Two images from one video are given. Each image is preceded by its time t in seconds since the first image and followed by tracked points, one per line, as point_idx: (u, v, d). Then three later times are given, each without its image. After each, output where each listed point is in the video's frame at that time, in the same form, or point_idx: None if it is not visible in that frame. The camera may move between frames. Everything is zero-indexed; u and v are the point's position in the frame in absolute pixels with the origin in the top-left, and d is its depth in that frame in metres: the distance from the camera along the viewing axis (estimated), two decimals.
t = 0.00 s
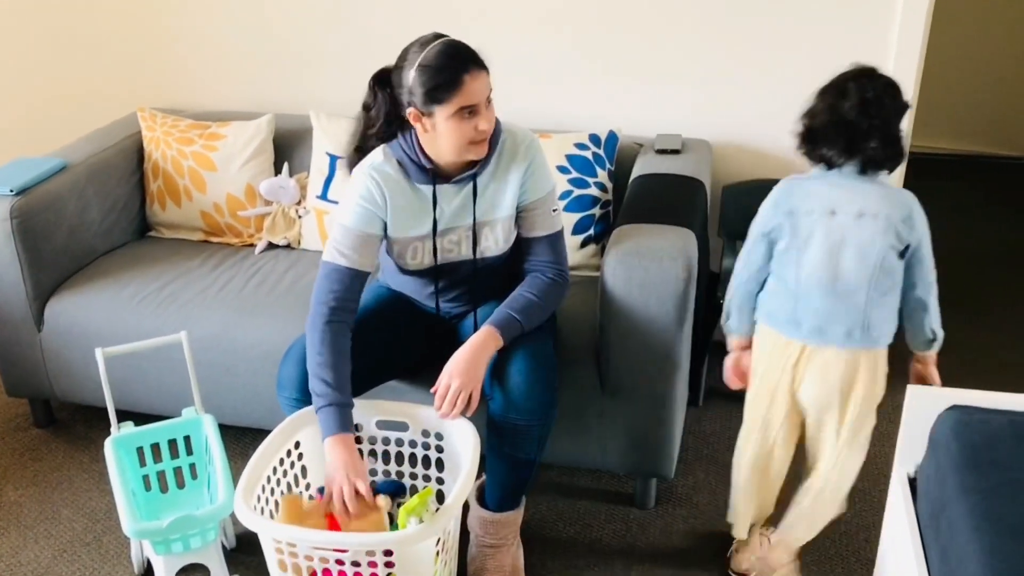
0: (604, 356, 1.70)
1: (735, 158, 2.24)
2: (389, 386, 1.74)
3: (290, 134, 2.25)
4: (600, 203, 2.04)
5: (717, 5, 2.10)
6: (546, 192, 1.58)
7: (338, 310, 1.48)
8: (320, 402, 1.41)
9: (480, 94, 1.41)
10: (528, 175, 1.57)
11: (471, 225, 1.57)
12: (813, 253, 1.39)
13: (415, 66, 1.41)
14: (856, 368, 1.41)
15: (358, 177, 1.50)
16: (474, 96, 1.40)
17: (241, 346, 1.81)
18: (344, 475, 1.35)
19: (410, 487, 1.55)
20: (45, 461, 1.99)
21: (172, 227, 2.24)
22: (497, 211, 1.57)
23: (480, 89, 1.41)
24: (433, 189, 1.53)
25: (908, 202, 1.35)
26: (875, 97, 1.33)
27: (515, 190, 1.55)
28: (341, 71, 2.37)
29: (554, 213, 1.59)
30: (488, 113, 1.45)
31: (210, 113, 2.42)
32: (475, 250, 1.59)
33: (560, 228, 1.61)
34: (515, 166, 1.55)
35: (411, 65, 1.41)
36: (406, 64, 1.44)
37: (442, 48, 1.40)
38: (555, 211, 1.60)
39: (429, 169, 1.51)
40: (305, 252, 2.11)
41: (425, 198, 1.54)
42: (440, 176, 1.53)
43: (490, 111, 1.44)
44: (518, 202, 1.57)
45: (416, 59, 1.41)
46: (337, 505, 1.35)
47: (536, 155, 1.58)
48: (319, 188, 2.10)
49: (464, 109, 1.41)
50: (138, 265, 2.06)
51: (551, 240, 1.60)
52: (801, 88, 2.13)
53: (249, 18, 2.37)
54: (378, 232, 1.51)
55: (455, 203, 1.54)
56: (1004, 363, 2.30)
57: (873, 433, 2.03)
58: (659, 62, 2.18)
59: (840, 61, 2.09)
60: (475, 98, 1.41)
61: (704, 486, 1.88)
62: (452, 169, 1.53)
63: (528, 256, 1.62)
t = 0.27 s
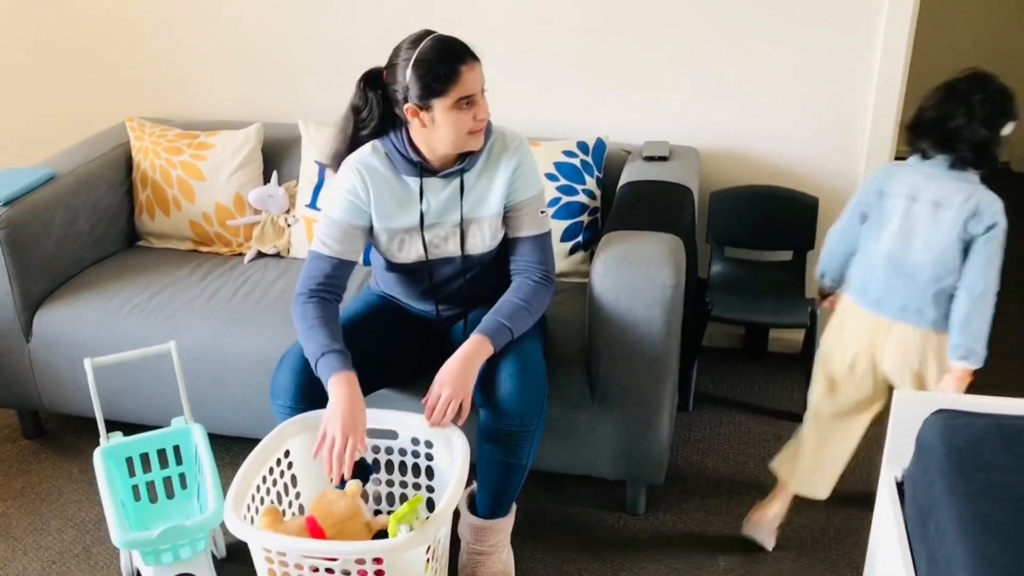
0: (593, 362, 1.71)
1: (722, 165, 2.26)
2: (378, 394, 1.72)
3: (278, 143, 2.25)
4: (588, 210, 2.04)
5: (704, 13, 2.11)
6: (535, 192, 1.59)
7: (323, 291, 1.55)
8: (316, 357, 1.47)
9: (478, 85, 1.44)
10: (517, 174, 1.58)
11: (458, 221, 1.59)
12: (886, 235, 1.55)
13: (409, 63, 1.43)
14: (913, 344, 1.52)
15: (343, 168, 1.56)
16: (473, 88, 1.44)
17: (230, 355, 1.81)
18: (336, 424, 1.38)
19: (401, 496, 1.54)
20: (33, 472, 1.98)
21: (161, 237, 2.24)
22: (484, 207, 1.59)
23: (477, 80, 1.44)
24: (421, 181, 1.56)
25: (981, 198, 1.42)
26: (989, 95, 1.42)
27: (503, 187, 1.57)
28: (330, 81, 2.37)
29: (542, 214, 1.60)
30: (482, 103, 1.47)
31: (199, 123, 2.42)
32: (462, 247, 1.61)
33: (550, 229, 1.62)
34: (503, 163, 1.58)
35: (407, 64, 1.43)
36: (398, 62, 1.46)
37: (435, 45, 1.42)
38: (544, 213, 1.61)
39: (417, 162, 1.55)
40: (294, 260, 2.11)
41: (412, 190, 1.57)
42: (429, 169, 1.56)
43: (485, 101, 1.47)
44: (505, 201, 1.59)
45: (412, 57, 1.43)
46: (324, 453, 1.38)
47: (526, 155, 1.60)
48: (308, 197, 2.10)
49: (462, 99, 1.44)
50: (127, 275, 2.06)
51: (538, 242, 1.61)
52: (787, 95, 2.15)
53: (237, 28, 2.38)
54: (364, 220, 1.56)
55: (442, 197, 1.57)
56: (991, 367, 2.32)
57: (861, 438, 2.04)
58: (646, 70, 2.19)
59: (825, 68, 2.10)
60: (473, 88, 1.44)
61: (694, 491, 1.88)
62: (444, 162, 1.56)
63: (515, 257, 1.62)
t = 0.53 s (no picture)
0: (576, 369, 1.71)
1: (703, 174, 2.27)
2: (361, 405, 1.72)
3: (260, 156, 2.25)
4: (570, 219, 2.05)
5: (683, 22, 2.13)
6: (507, 197, 1.59)
7: (308, 289, 1.59)
8: (308, 342, 1.51)
9: (458, 91, 1.47)
10: (490, 178, 1.59)
11: (430, 223, 1.60)
12: (942, 186, 1.76)
13: (390, 73, 1.44)
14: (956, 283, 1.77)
15: (319, 171, 1.59)
16: (454, 94, 1.46)
17: (213, 368, 1.81)
18: (334, 400, 1.42)
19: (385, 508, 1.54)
20: (14, 489, 1.96)
21: (142, 250, 2.23)
22: (457, 210, 1.60)
23: (457, 86, 1.47)
24: (394, 183, 1.58)
25: None
26: None
27: (475, 191, 1.58)
28: (311, 93, 2.37)
29: (515, 219, 1.60)
30: (463, 108, 1.50)
31: (179, 136, 2.41)
32: (434, 249, 1.61)
33: (523, 234, 1.62)
34: (476, 167, 1.59)
35: (387, 73, 1.44)
36: (378, 73, 1.46)
37: (414, 54, 1.44)
38: (518, 217, 1.61)
39: (391, 164, 1.56)
40: (276, 272, 2.11)
41: (384, 192, 1.59)
42: (403, 171, 1.57)
43: (466, 106, 1.50)
44: (478, 204, 1.59)
45: (392, 68, 1.44)
46: (329, 431, 1.43)
47: (501, 160, 1.60)
48: (290, 208, 2.10)
49: (446, 106, 1.46)
50: (108, 289, 2.05)
51: (512, 245, 1.60)
52: (765, 104, 2.16)
53: (218, 41, 2.38)
54: (340, 220, 1.59)
55: (414, 199, 1.58)
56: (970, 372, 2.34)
57: (844, 442, 2.05)
58: (626, 79, 2.20)
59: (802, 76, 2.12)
60: (455, 94, 1.46)
61: (678, 498, 1.89)
62: (420, 165, 1.57)
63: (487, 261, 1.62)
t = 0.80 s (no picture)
0: (547, 382, 1.72)
1: (672, 185, 2.29)
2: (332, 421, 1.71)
3: (230, 173, 2.24)
4: (541, 232, 2.06)
5: (650, 35, 2.15)
6: (463, 205, 1.60)
7: (275, 308, 1.59)
8: (277, 374, 1.51)
9: (409, 98, 1.50)
10: (445, 189, 1.60)
11: (388, 234, 1.61)
12: (944, 156, 2.01)
13: (341, 87, 1.47)
14: (964, 247, 2.03)
15: (278, 186, 1.60)
16: (406, 102, 1.49)
17: (182, 387, 1.80)
18: (307, 438, 1.42)
19: (356, 525, 1.53)
20: None
21: (111, 269, 2.22)
22: (414, 221, 1.60)
23: (408, 93, 1.50)
24: (350, 195, 1.59)
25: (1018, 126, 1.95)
26: (1005, 50, 2.00)
27: (431, 200, 1.59)
28: (280, 109, 2.37)
29: (472, 228, 1.61)
30: (416, 117, 1.52)
31: (148, 154, 2.40)
32: (394, 261, 1.61)
33: (480, 242, 1.62)
34: (432, 177, 1.60)
35: (338, 88, 1.47)
36: (329, 88, 1.50)
37: (363, 66, 1.47)
38: (475, 226, 1.61)
39: (347, 177, 1.58)
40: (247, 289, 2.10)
41: (342, 205, 1.60)
42: (359, 184, 1.59)
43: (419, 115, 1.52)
44: (434, 213, 1.60)
45: (342, 82, 1.47)
46: (308, 468, 1.43)
47: (457, 171, 1.62)
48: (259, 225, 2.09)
49: (399, 115, 1.49)
50: (76, 308, 2.03)
51: (469, 254, 1.61)
52: (733, 115, 2.19)
53: (186, 58, 2.37)
54: (300, 235, 1.60)
55: (370, 211, 1.59)
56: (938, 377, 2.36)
57: (815, 449, 2.07)
58: (595, 92, 2.22)
59: (768, 87, 2.14)
60: (407, 102, 1.49)
61: (652, 508, 1.89)
62: (376, 177, 1.59)
63: (443, 270, 1.62)
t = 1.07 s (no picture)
0: (508, 398, 1.72)
1: (630, 198, 2.30)
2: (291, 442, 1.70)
3: (186, 193, 2.22)
4: (500, 247, 2.06)
5: (607, 51, 2.16)
6: (405, 226, 1.59)
7: (226, 332, 1.59)
8: (231, 387, 1.52)
9: (343, 121, 1.51)
10: (385, 211, 1.59)
11: (332, 261, 1.59)
12: (911, 141, 2.16)
13: (273, 114, 1.48)
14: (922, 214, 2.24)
15: (219, 215, 1.60)
16: (339, 124, 1.50)
17: (139, 410, 1.77)
18: (266, 441, 1.44)
19: (317, 546, 1.52)
20: None
21: (65, 292, 2.19)
22: (357, 246, 1.59)
23: (341, 116, 1.50)
24: (290, 225, 1.58)
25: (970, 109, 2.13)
26: (952, 37, 2.20)
27: (372, 224, 1.58)
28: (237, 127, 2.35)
29: (415, 248, 1.59)
30: (352, 141, 1.53)
31: (104, 174, 2.37)
32: (340, 287, 1.61)
33: (425, 262, 1.61)
34: (371, 201, 1.59)
35: (271, 116, 1.48)
36: (262, 116, 1.50)
37: (295, 92, 1.48)
38: (419, 247, 1.60)
39: (287, 206, 1.58)
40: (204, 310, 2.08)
41: (284, 233, 1.59)
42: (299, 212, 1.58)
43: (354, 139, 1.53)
44: (376, 236, 1.58)
45: (275, 109, 1.47)
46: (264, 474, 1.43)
47: (397, 193, 1.61)
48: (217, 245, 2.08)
49: (333, 138, 1.49)
50: (30, 332, 2.00)
51: (414, 275, 1.59)
52: (689, 129, 2.21)
53: (141, 78, 2.35)
54: (244, 263, 1.59)
55: (311, 239, 1.58)
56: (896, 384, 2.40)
57: (776, 458, 2.09)
58: (553, 108, 2.23)
59: (723, 101, 2.17)
60: (341, 126, 1.51)
61: (616, 521, 1.90)
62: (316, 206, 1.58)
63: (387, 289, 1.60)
